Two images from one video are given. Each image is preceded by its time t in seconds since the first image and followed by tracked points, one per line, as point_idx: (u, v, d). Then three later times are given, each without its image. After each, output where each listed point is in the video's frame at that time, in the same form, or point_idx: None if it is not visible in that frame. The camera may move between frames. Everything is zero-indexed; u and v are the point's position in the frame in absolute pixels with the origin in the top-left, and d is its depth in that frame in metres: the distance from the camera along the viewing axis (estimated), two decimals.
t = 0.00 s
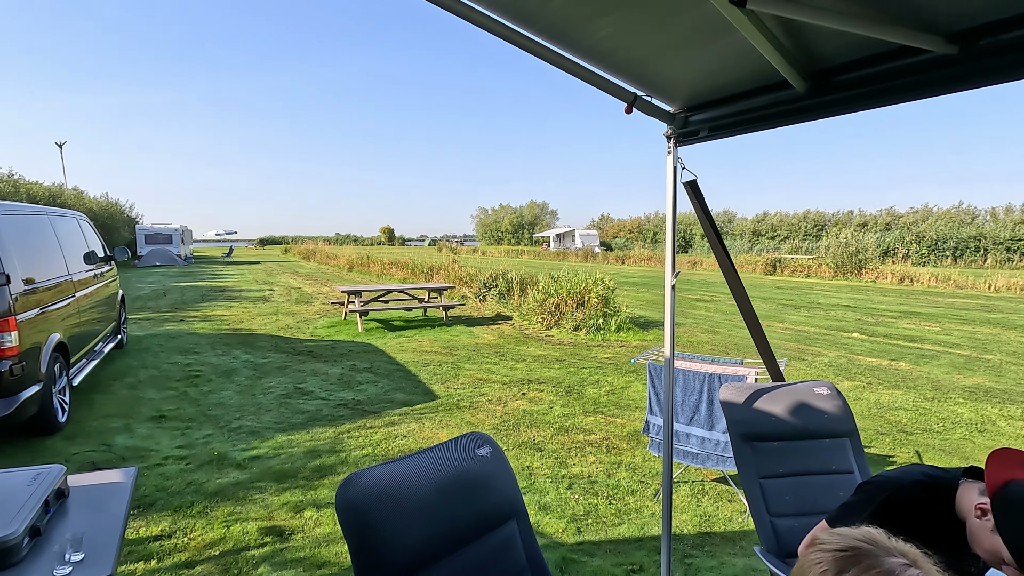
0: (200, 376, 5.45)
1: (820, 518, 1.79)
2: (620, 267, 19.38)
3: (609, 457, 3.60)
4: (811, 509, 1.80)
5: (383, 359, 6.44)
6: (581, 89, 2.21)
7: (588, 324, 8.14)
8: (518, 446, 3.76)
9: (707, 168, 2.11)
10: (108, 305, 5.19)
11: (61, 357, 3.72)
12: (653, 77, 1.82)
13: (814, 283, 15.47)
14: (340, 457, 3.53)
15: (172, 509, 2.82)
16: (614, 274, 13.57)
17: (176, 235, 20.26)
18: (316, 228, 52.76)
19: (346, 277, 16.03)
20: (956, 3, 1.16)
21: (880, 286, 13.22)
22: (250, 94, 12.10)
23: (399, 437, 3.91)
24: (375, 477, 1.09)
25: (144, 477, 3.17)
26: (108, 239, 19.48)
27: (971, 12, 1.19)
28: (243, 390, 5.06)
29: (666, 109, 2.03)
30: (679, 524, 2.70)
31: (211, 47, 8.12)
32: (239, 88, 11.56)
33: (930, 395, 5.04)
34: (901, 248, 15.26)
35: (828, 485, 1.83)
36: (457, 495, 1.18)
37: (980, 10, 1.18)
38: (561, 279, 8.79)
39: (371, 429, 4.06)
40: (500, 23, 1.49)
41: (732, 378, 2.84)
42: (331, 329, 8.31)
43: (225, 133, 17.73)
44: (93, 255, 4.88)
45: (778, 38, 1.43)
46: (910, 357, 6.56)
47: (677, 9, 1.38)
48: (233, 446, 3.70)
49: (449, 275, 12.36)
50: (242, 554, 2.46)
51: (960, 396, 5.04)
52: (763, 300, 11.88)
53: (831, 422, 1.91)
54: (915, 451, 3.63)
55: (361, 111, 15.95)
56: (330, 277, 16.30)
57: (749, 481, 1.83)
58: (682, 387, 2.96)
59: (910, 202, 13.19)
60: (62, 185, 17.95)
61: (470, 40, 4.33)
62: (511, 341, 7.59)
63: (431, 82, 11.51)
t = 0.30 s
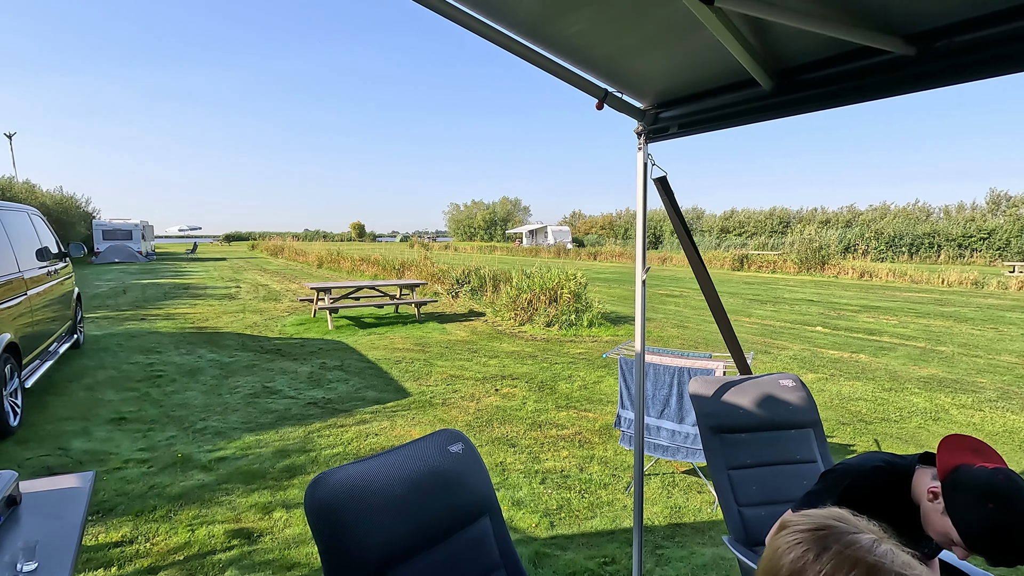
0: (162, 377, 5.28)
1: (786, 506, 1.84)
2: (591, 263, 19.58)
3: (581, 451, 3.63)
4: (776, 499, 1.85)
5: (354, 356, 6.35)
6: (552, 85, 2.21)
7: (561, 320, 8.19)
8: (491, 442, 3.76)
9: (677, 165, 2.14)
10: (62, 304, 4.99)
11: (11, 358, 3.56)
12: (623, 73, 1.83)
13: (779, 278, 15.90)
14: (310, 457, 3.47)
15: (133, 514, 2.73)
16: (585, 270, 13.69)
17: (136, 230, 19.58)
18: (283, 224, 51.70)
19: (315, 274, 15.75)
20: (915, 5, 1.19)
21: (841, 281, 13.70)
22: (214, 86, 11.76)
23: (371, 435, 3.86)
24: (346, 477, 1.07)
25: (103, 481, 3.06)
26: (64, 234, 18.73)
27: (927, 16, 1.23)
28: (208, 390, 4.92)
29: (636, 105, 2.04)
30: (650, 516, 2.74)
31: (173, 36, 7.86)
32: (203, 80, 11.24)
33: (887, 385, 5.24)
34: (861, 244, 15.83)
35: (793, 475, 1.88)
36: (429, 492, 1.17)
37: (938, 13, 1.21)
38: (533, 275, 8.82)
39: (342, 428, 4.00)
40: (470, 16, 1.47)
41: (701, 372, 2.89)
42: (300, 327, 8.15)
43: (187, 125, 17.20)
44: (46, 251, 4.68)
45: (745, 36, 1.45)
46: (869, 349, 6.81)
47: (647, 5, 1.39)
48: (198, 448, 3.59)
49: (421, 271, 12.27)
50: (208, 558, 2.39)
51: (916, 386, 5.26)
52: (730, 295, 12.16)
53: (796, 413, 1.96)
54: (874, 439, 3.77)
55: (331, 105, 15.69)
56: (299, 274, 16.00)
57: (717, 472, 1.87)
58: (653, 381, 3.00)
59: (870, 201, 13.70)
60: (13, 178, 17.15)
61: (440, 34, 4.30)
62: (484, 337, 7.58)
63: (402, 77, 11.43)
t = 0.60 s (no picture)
0: (114, 377, 5.06)
1: (747, 493, 1.88)
2: (558, 258, 19.69)
3: (549, 445, 3.65)
4: (738, 486, 1.89)
5: (318, 354, 6.22)
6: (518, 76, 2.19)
7: (528, 315, 8.21)
8: (459, 437, 3.74)
9: (642, 158, 2.16)
10: (3, 303, 4.72)
11: None
12: (589, 66, 1.83)
13: (740, 272, 16.34)
14: (273, 457, 3.39)
15: (84, 521, 2.60)
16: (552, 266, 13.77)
17: (85, 225, 18.71)
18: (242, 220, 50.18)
19: (276, 270, 15.36)
20: (869, 3, 1.23)
21: (798, 275, 14.21)
22: (167, 76, 11.29)
23: (336, 434, 3.79)
24: (309, 475, 1.05)
25: (50, 488, 2.91)
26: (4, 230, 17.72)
27: (879, 15, 1.26)
28: (164, 390, 4.75)
29: (602, 99, 2.05)
30: (617, 507, 2.78)
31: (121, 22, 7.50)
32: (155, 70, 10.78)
33: (842, 375, 5.44)
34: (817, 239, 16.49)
35: (754, 462, 1.93)
36: (395, 489, 1.15)
37: (890, 13, 1.25)
38: (501, 270, 8.80)
39: (306, 427, 3.91)
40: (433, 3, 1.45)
41: (666, 363, 2.94)
42: (261, 325, 7.94)
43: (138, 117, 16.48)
44: None
45: (708, 30, 1.47)
46: (825, 341, 7.07)
47: None
48: (153, 450, 3.46)
49: (388, 267, 12.10)
50: (164, 565, 2.30)
51: (868, 375, 5.49)
52: (694, 289, 12.43)
53: (756, 403, 2.01)
54: (830, 427, 3.91)
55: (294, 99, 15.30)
56: (260, 270, 15.59)
57: (682, 461, 1.90)
58: (619, 373, 3.03)
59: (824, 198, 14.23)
60: None
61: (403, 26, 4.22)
62: (451, 333, 7.53)
63: (365, 73, 11.25)
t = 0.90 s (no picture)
0: (61, 378, 4.82)
1: (710, 478, 1.93)
2: (525, 253, 19.76)
3: (517, 437, 3.66)
4: (701, 472, 1.93)
5: (281, 351, 6.08)
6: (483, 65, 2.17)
7: (496, 309, 8.21)
8: (427, 432, 3.71)
9: (607, 149, 2.17)
10: None
11: None
12: (555, 56, 1.83)
13: (702, 265, 16.73)
14: (234, 456, 3.30)
15: (29, 528, 2.48)
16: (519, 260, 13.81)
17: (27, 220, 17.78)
18: (199, 215, 48.50)
19: (236, 266, 14.91)
20: None
21: (757, 268, 14.65)
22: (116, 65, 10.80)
23: (299, 432, 3.71)
24: (270, 471, 1.01)
25: None
26: None
27: (835, 9, 1.29)
28: (116, 390, 4.56)
29: (567, 89, 2.05)
30: (584, 497, 2.81)
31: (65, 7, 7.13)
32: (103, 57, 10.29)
33: (799, 364, 5.64)
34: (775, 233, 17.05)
35: (717, 448, 1.98)
36: (360, 483, 1.13)
37: (844, 7, 1.29)
38: (468, 264, 8.76)
39: (268, 426, 3.81)
40: None
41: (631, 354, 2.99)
42: (220, 321, 7.70)
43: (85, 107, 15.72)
44: None
45: (671, 22, 1.49)
46: (783, 331, 7.31)
47: None
48: (105, 453, 3.31)
49: (352, 262, 11.90)
50: (118, 570, 2.22)
51: (823, 363, 5.71)
52: (658, 282, 12.67)
53: (718, 390, 2.05)
54: (788, 414, 4.05)
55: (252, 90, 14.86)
56: (218, 266, 15.10)
57: (647, 449, 1.93)
58: (585, 365, 3.07)
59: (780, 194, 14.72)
60: None
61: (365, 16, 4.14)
62: (418, 328, 7.47)
63: (328, 66, 11.02)
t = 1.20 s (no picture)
0: (6, 375, 4.60)
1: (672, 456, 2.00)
2: (492, 243, 19.74)
3: (486, 424, 3.69)
4: (665, 449, 1.99)
5: (243, 343, 5.93)
6: (447, 49, 2.15)
7: (463, 299, 8.20)
8: (395, 421, 3.71)
9: (571, 136, 2.19)
10: None
11: None
12: (520, 41, 1.83)
13: (665, 255, 17.09)
14: (195, 450, 3.22)
15: None
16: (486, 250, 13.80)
17: None
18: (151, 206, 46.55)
19: (193, 257, 14.41)
20: None
21: (718, 257, 15.06)
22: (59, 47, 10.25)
23: (264, 424, 3.64)
24: (237, 456, 1.01)
25: None
26: None
27: None
28: (67, 386, 4.38)
29: (533, 75, 2.06)
30: (552, 479, 2.87)
31: None
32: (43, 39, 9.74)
33: (757, 348, 5.85)
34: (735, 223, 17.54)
35: (679, 427, 2.05)
36: (329, 466, 1.13)
37: None
38: (434, 254, 8.70)
39: (231, 418, 3.74)
40: None
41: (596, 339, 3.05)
42: (178, 314, 7.45)
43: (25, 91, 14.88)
44: None
45: (633, 10, 1.52)
46: (742, 317, 7.55)
47: None
48: (56, 450, 3.19)
49: (316, 253, 11.66)
50: (75, 568, 2.15)
51: (779, 347, 5.93)
52: (623, 271, 12.87)
53: (679, 371, 2.13)
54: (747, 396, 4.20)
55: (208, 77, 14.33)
56: (173, 257, 14.56)
57: (612, 429, 1.98)
58: (552, 350, 3.12)
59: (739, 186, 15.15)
60: None
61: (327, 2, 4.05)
62: (384, 318, 7.40)
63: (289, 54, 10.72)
